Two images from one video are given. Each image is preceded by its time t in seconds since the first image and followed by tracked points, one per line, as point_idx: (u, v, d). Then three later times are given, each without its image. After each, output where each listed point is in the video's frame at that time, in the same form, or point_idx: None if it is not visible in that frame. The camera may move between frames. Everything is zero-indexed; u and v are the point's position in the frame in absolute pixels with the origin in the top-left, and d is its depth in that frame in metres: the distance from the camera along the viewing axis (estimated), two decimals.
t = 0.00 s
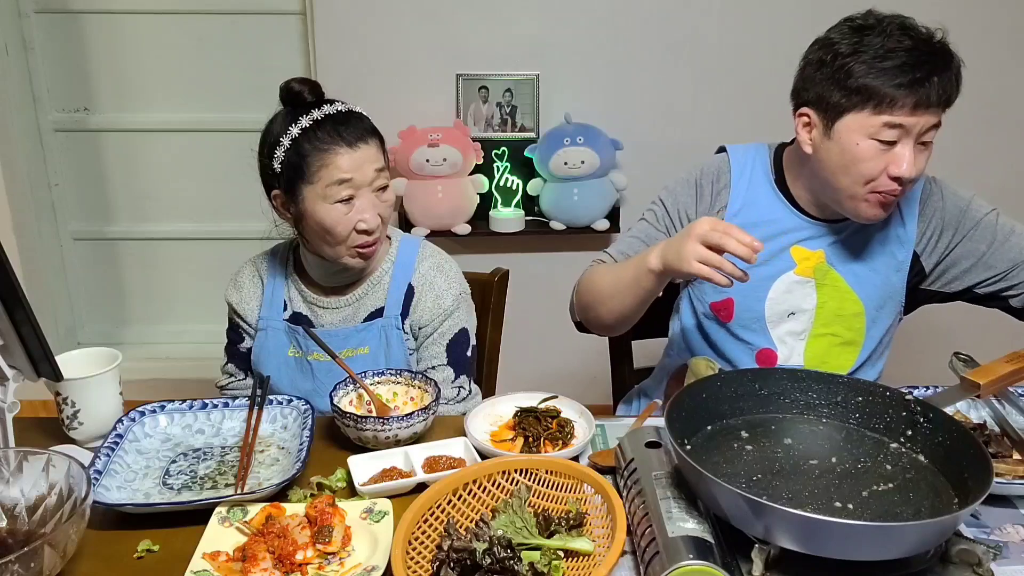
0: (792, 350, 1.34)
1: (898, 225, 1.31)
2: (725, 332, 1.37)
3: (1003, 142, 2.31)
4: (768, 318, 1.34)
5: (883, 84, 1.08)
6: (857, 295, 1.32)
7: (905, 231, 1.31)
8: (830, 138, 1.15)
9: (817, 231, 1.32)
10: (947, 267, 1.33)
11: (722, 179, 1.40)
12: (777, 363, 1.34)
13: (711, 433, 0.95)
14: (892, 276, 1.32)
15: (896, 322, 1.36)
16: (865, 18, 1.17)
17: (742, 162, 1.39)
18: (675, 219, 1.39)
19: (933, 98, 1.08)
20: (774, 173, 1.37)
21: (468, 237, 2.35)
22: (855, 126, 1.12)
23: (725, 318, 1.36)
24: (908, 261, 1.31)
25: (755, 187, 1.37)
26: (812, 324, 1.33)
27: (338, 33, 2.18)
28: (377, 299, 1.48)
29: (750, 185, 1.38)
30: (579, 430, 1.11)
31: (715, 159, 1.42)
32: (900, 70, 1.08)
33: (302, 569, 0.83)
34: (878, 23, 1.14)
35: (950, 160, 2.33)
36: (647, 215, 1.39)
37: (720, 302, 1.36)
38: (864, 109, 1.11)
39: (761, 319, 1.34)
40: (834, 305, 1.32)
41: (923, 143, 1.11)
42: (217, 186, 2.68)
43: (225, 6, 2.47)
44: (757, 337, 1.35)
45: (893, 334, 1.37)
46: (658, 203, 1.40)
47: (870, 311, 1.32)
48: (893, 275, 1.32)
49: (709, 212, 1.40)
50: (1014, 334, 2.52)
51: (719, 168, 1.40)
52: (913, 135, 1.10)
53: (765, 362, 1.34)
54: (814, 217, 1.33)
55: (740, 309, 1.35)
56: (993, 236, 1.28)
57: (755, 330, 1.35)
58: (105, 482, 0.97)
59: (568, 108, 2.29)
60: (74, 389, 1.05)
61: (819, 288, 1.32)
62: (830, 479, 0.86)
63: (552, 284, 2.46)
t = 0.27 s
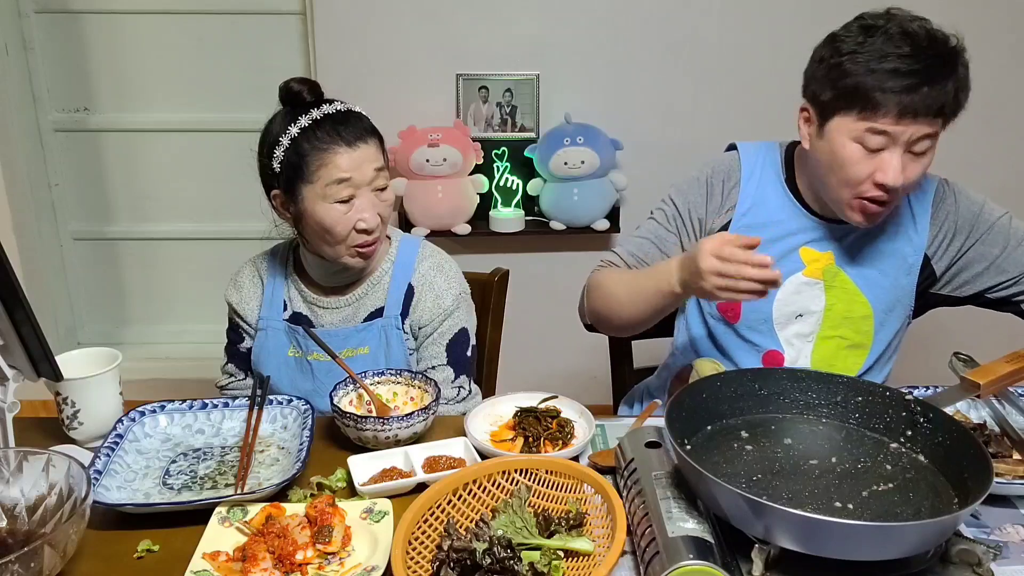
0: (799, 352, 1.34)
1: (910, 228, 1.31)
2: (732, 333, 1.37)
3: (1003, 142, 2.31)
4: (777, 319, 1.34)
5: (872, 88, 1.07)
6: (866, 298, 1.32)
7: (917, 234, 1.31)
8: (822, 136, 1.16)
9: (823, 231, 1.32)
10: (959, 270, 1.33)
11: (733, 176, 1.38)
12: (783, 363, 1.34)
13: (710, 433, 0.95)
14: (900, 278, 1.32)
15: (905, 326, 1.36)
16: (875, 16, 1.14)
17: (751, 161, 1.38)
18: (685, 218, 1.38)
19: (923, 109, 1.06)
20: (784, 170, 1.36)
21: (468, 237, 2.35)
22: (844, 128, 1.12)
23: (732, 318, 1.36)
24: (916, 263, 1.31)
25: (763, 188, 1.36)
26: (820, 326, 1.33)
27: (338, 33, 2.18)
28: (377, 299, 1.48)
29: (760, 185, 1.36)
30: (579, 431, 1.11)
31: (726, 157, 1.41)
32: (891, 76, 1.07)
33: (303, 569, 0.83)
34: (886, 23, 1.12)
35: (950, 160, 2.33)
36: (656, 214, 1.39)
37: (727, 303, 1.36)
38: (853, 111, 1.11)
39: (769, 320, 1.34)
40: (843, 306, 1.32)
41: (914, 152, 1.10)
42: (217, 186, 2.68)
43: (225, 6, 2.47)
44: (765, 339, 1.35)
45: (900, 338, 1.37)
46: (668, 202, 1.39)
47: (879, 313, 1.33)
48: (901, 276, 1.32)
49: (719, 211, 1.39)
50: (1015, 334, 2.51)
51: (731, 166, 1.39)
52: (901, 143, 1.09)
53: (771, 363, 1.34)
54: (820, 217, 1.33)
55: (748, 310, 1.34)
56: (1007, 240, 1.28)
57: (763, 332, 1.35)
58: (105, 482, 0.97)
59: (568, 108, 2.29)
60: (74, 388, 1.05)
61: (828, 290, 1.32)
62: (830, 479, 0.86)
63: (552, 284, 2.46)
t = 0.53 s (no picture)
0: (809, 355, 1.34)
1: (925, 231, 1.31)
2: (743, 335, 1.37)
3: (1003, 141, 2.31)
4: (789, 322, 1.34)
5: (843, 93, 1.07)
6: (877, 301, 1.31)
7: (931, 236, 1.30)
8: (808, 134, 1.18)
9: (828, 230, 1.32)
10: (972, 273, 1.32)
11: (745, 176, 1.38)
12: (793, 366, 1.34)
13: (711, 433, 0.95)
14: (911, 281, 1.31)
15: (915, 329, 1.36)
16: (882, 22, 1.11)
17: (762, 163, 1.37)
18: (701, 221, 1.37)
19: (887, 121, 1.04)
20: (796, 171, 1.35)
21: (468, 237, 2.35)
22: (819, 129, 1.13)
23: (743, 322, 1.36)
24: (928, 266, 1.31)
25: (774, 191, 1.35)
26: (831, 329, 1.33)
27: (338, 33, 2.18)
28: (377, 298, 1.48)
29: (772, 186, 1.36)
30: (579, 431, 1.11)
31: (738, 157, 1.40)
32: (863, 83, 1.05)
33: (302, 569, 0.83)
34: (880, 30, 1.09)
35: (949, 160, 2.33)
36: (670, 218, 1.38)
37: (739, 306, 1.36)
38: (825, 114, 1.11)
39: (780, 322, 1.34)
40: (855, 310, 1.32)
41: (882, 162, 1.08)
42: (217, 186, 2.68)
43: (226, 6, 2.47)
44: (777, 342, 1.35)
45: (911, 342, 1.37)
46: (683, 205, 1.38)
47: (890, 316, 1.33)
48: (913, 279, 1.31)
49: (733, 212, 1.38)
50: (1014, 334, 2.52)
51: (744, 167, 1.39)
52: (866, 152, 1.08)
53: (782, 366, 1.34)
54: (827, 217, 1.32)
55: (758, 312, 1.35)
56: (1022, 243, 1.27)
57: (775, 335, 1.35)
58: (105, 482, 0.97)
59: (568, 108, 2.29)
60: (74, 388, 1.05)
61: (840, 294, 1.32)
62: (830, 479, 0.86)
63: (552, 284, 2.46)
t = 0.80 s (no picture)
0: (813, 355, 1.34)
1: (932, 231, 1.30)
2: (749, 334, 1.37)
3: (1003, 141, 2.31)
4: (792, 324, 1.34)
5: (850, 104, 1.05)
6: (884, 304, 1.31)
7: (938, 237, 1.30)
8: (816, 155, 1.16)
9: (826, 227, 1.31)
10: (984, 277, 1.31)
11: (746, 178, 1.39)
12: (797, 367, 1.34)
13: (711, 433, 0.95)
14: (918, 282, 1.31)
15: (926, 331, 1.35)
16: (849, 25, 1.12)
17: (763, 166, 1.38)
18: (705, 224, 1.39)
19: (905, 116, 1.03)
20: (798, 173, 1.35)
21: (468, 237, 2.35)
22: (832, 146, 1.11)
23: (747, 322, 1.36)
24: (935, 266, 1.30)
25: (777, 193, 1.35)
26: (835, 330, 1.33)
27: (338, 33, 2.18)
28: (377, 298, 1.48)
29: (772, 189, 1.36)
30: (579, 431, 1.11)
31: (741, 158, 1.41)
32: (868, 87, 1.04)
33: (302, 569, 0.83)
34: (858, 33, 1.10)
35: (949, 160, 2.33)
36: (676, 222, 1.41)
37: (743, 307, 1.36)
38: (836, 129, 1.09)
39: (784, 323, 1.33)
40: (859, 311, 1.31)
41: (910, 156, 1.07)
42: (217, 186, 2.68)
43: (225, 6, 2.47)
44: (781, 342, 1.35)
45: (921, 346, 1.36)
46: (688, 209, 1.40)
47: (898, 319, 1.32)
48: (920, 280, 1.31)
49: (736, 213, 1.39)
50: (1015, 334, 2.51)
51: (745, 169, 1.40)
52: (891, 153, 1.07)
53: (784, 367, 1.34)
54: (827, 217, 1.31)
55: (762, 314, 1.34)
56: None
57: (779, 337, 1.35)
58: (104, 482, 0.97)
59: (568, 108, 2.28)
60: (74, 389, 1.05)
61: (843, 295, 1.31)
62: (830, 480, 0.86)
63: (552, 284, 2.46)
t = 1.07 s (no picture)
0: (800, 352, 1.33)
1: (911, 222, 1.29)
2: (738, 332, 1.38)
3: (1003, 141, 2.32)
4: (776, 320, 1.34)
5: (833, 102, 1.06)
6: (867, 297, 1.30)
7: (918, 226, 1.28)
8: (797, 155, 1.15)
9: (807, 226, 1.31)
10: (973, 268, 1.29)
11: (723, 179, 1.41)
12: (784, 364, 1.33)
13: (711, 433, 0.95)
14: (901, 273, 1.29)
15: (918, 323, 1.33)
16: (824, 25, 1.13)
17: (740, 168, 1.39)
18: (687, 227, 1.42)
19: (887, 111, 1.04)
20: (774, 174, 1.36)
21: (468, 237, 2.35)
22: (814, 144, 1.11)
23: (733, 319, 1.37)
24: (916, 257, 1.29)
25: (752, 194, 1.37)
26: (820, 325, 1.32)
27: (338, 33, 2.18)
28: (376, 298, 1.48)
29: (748, 191, 1.37)
30: (579, 430, 1.11)
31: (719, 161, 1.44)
32: (850, 85, 1.05)
33: (302, 569, 0.83)
34: (834, 32, 1.11)
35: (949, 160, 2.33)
36: (660, 229, 1.44)
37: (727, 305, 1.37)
38: (818, 128, 1.09)
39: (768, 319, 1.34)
40: (842, 306, 1.30)
41: (891, 152, 1.08)
42: (217, 186, 2.68)
43: (226, 6, 2.47)
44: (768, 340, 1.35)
45: (913, 338, 1.33)
46: (671, 214, 1.44)
47: (882, 311, 1.30)
48: (902, 270, 1.29)
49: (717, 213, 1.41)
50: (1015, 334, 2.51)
51: (723, 170, 1.41)
52: (873, 148, 1.07)
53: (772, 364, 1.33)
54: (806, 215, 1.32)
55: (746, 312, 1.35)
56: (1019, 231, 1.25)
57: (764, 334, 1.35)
58: (104, 482, 0.97)
59: (568, 108, 2.28)
60: (74, 389, 1.05)
61: (825, 290, 1.31)
62: (830, 480, 0.86)
63: (552, 284, 2.46)
